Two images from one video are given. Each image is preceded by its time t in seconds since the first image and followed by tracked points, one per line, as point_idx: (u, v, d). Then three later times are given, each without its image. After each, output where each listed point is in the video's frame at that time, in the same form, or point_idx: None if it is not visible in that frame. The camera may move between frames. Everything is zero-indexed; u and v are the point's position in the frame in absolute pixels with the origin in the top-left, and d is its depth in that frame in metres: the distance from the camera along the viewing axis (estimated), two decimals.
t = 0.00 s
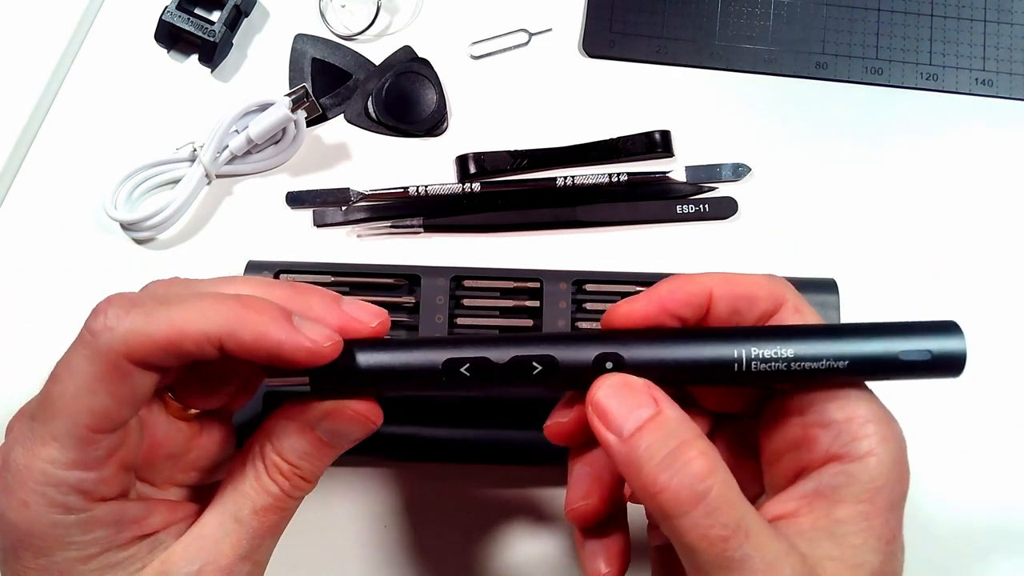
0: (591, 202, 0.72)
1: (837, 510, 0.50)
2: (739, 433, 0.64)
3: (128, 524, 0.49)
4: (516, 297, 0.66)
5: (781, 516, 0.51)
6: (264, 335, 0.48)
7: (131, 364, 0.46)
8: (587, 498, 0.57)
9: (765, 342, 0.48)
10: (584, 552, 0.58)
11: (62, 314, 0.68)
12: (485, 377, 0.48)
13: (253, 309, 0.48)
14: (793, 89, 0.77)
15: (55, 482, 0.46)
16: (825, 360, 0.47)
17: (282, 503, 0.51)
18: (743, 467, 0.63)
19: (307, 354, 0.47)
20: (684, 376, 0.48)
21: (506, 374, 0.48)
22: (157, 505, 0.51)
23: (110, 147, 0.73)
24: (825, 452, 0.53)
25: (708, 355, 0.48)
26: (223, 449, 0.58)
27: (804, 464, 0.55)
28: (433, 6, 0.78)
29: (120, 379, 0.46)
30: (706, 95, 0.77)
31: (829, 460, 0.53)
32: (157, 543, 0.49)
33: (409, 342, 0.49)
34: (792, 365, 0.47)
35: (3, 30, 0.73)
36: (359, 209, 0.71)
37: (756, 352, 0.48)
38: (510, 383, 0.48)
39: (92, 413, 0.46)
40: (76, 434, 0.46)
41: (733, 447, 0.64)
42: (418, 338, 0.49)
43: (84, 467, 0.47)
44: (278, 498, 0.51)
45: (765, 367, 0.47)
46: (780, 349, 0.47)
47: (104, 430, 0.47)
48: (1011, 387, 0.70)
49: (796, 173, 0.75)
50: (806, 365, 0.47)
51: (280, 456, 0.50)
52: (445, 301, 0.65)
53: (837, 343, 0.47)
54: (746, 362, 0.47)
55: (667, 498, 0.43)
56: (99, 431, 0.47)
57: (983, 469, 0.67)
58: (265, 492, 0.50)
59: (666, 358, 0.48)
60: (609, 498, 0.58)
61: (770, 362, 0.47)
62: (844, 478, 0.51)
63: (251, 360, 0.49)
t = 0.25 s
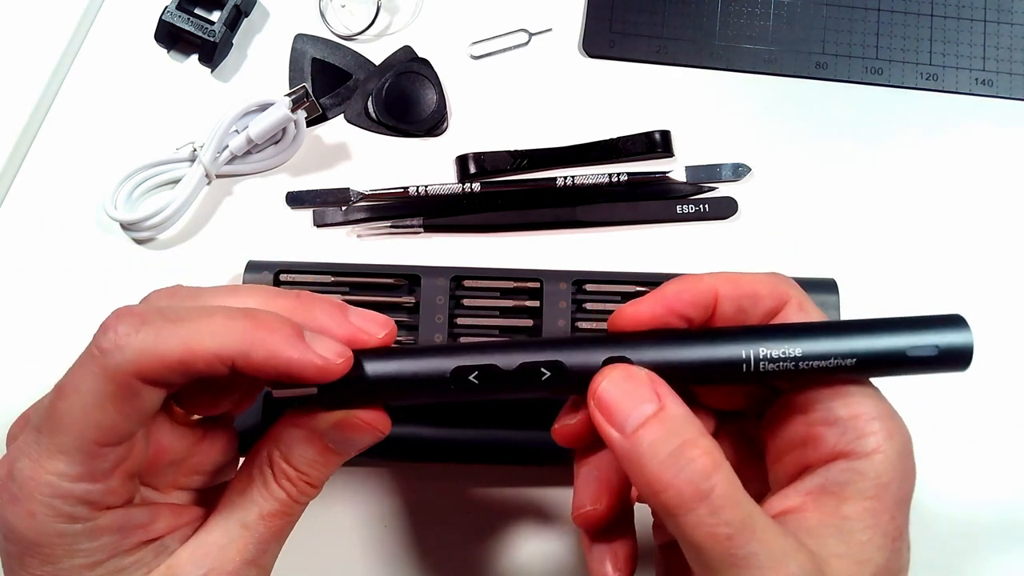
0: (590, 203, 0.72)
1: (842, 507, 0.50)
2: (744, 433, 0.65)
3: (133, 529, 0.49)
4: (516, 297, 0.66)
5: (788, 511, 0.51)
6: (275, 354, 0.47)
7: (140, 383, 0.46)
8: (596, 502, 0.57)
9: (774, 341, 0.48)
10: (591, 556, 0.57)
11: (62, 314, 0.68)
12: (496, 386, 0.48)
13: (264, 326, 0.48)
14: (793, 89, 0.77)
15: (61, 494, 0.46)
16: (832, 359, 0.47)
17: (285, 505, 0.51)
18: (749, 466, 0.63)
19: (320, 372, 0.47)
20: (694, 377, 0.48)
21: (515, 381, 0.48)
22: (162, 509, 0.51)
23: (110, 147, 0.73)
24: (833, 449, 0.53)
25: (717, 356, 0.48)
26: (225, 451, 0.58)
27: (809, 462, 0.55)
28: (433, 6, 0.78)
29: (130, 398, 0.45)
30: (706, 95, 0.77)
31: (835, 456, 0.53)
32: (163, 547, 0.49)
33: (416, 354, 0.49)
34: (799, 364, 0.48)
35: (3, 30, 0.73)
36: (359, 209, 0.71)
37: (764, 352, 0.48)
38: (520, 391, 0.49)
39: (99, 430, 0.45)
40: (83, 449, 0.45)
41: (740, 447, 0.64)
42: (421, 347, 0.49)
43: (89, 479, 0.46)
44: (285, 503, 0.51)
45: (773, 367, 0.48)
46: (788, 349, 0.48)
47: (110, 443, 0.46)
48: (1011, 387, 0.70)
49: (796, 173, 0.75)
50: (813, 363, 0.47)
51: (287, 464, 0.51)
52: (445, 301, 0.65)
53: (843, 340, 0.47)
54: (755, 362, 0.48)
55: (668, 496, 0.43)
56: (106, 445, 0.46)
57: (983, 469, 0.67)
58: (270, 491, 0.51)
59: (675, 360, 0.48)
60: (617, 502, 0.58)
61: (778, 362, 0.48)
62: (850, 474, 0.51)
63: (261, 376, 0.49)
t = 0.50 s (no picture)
0: (590, 203, 0.72)
1: (851, 499, 0.50)
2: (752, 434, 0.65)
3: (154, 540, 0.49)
4: (516, 297, 0.66)
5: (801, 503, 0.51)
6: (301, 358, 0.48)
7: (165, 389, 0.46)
8: (626, 501, 0.57)
9: (792, 345, 0.48)
10: (624, 560, 0.57)
11: (62, 314, 0.68)
12: (522, 395, 0.48)
13: (289, 331, 0.48)
14: (793, 89, 0.77)
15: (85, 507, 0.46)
16: (849, 361, 0.48)
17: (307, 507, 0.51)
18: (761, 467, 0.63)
19: (340, 374, 0.48)
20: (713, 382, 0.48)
21: (542, 389, 0.48)
22: (181, 521, 0.51)
23: (110, 147, 0.73)
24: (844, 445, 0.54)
25: (737, 360, 0.48)
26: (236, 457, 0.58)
27: (823, 459, 0.55)
28: (433, 5, 0.78)
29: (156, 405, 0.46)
30: (706, 95, 0.77)
31: (848, 452, 0.53)
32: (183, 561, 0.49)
33: (435, 365, 0.48)
34: (818, 367, 0.48)
35: (3, 31, 0.73)
36: (359, 209, 0.71)
37: (783, 356, 0.48)
38: (544, 399, 0.48)
39: (125, 439, 0.45)
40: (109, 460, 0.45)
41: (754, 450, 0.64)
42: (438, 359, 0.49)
43: (113, 492, 0.46)
44: (307, 518, 0.52)
45: (793, 371, 0.48)
46: (807, 352, 0.48)
47: (134, 454, 0.46)
48: (1011, 388, 0.70)
49: (796, 173, 0.75)
50: (831, 366, 0.48)
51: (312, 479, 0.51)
52: (445, 301, 0.65)
53: (860, 343, 0.48)
54: (774, 366, 0.48)
55: (696, 479, 0.43)
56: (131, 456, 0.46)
57: (982, 469, 0.67)
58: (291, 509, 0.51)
59: (694, 366, 0.48)
60: (646, 503, 0.58)
61: (798, 365, 0.48)
62: (858, 469, 0.52)
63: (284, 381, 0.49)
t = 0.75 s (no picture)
0: (591, 202, 0.72)
1: (854, 501, 0.50)
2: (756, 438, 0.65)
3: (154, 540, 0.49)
4: (516, 297, 0.66)
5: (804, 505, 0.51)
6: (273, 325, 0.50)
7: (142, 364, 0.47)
8: (627, 506, 0.57)
9: (794, 344, 0.48)
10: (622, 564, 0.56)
11: (61, 314, 0.68)
12: (524, 395, 0.48)
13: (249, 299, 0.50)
14: (793, 89, 0.77)
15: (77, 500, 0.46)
16: (850, 358, 0.48)
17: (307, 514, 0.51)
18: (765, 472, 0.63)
19: (298, 332, 0.51)
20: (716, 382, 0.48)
21: (545, 390, 0.48)
22: (180, 521, 0.52)
23: (110, 147, 0.73)
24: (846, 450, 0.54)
25: (740, 359, 0.48)
26: (234, 458, 0.58)
27: (824, 462, 0.55)
28: (433, 6, 0.78)
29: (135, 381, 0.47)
30: (706, 95, 0.77)
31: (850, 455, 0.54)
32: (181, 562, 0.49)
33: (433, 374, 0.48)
34: (819, 364, 0.48)
35: (3, 31, 0.73)
36: (359, 209, 0.71)
37: (785, 354, 0.48)
38: (547, 400, 0.48)
39: (110, 426, 0.47)
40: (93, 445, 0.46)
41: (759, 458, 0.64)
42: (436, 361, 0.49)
43: (104, 482, 0.47)
44: (302, 524, 0.51)
45: (795, 368, 0.48)
46: (808, 350, 0.48)
47: (114, 438, 0.47)
48: (1011, 388, 0.70)
49: (796, 173, 0.75)
50: (833, 363, 0.48)
51: (309, 482, 0.51)
52: (445, 301, 0.65)
53: (858, 342, 0.48)
54: (777, 364, 0.48)
55: (697, 480, 0.43)
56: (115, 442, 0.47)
57: (983, 470, 0.67)
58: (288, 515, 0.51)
59: (696, 367, 0.48)
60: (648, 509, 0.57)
61: (800, 363, 0.48)
62: (865, 470, 0.52)
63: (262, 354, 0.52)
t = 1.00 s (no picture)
0: (590, 203, 0.72)
1: None
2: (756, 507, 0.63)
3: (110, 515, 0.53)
4: (516, 297, 0.66)
5: None
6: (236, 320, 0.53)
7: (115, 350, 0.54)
8: None
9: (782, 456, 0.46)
10: None
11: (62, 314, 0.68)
12: (494, 438, 0.46)
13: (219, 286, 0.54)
14: (793, 89, 0.77)
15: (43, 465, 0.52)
16: (838, 487, 0.46)
17: (260, 535, 0.49)
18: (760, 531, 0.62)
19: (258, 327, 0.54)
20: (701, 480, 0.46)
21: (515, 438, 0.46)
22: (148, 517, 0.54)
23: (110, 147, 0.73)
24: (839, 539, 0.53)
25: (723, 459, 0.46)
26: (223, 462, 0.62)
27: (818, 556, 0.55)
28: (433, 5, 0.78)
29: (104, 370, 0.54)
30: (706, 95, 0.77)
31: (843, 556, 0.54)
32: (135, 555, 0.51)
33: (405, 399, 0.47)
34: (805, 487, 0.46)
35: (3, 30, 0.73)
36: (359, 209, 0.72)
37: (771, 466, 0.46)
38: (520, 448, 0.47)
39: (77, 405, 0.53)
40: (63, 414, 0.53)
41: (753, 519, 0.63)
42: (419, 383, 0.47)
43: (65, 443, 0.53)
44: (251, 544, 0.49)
45: (778, 483, 0.46)
46: (794, 468, 0.46)
47: (78, 402, 0.53)
48: (1011, 387, 0.70)
49: (796, 174, 0.75)
50: (819, 490, 0.45)
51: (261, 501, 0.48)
52: (445, 301, 0.65)
53: (849, 472, 0.46)
54: (760, 474, 0.46)
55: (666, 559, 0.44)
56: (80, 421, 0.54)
57: (982, 470, 0.67)
58: (242, 530, 0.49)
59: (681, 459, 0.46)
60: None
61: (784, 478, 0.46)
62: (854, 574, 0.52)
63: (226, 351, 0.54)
